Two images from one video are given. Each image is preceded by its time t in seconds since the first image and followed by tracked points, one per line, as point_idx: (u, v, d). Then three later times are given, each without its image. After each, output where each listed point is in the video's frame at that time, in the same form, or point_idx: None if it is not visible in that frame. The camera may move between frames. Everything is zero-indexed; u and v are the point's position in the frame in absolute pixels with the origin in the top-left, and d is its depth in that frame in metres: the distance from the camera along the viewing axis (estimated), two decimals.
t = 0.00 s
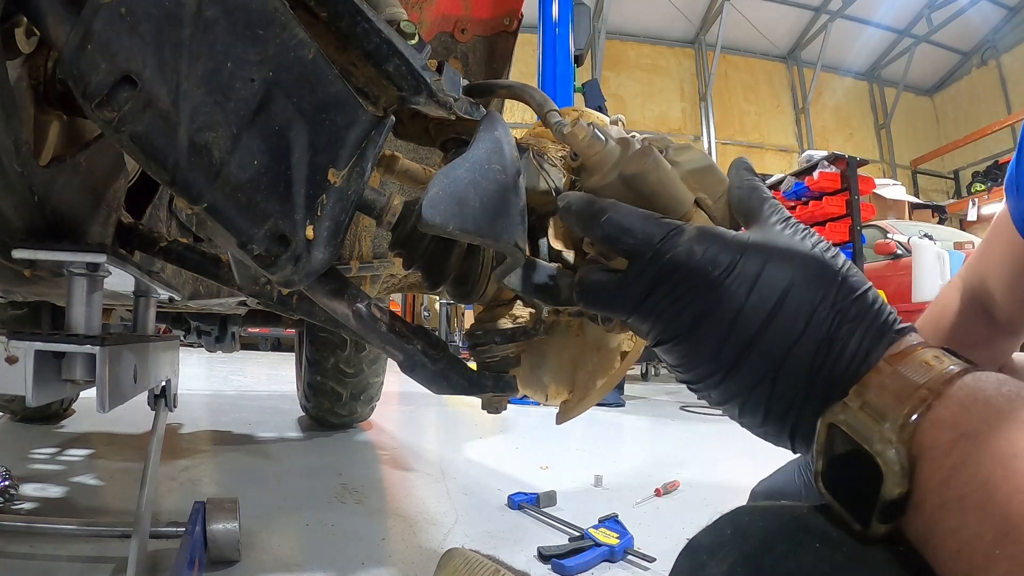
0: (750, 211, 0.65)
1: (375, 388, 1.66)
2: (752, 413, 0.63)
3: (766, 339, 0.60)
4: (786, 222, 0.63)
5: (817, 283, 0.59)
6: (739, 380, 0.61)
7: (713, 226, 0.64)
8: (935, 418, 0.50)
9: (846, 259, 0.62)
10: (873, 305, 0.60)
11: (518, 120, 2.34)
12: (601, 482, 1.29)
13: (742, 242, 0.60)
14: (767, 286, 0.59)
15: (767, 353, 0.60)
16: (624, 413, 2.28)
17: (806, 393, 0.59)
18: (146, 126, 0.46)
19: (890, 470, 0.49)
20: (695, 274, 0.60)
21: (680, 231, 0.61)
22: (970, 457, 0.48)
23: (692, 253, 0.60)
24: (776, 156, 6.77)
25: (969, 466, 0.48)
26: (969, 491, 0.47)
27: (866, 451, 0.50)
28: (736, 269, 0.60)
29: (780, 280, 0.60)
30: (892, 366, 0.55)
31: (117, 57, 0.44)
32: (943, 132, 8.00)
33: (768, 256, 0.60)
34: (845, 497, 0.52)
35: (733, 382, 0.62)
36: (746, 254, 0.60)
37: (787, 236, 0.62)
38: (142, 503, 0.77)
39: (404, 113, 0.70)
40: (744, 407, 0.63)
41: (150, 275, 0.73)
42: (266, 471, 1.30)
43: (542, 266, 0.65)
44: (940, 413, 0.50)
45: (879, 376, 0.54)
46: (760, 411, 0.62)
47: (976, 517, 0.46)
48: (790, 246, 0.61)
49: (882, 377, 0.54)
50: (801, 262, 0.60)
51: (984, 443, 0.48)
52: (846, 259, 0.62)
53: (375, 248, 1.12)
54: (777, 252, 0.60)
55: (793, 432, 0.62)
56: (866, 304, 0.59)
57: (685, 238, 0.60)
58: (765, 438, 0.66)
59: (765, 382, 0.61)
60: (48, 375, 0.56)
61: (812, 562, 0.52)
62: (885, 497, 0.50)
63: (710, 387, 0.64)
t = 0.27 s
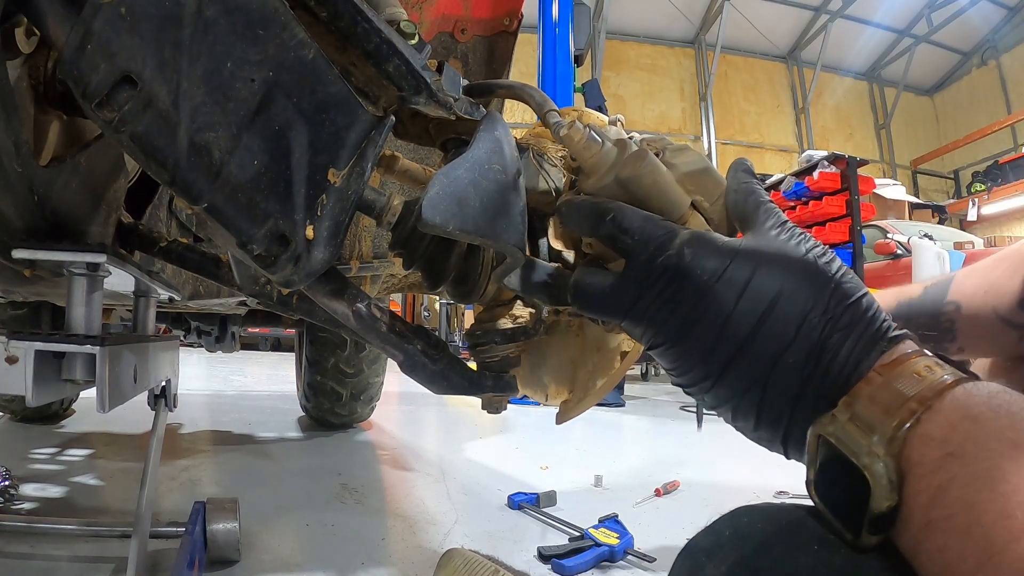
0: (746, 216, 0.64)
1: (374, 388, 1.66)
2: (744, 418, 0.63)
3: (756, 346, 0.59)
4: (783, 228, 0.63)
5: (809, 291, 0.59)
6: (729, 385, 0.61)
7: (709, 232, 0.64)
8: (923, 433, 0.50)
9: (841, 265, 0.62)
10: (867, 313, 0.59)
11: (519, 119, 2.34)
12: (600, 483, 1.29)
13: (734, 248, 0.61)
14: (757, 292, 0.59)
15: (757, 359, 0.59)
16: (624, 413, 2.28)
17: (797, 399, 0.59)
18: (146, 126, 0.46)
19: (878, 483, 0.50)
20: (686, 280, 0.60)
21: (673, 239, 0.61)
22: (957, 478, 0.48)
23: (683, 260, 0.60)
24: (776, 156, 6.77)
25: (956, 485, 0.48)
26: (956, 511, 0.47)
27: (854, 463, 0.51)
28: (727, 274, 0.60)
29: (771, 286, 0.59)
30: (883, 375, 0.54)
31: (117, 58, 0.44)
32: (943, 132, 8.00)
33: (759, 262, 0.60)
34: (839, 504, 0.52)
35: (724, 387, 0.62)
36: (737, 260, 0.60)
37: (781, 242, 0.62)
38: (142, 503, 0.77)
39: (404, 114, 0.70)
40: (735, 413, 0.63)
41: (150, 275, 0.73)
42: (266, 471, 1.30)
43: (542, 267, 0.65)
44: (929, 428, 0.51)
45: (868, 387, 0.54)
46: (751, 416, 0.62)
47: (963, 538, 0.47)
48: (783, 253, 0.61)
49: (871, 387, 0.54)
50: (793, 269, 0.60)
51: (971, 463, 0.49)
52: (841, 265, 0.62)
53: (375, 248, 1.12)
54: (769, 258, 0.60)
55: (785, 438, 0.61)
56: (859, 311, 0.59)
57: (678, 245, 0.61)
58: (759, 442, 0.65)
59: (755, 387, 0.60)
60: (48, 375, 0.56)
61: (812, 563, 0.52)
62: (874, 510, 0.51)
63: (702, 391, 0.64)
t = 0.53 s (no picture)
0: (752, 213, 0.62)
1: (374, 388, 1.66)
2: (749, 419, 0.61)
3: (761, 341, 0.58)
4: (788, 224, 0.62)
5: (814, 285, 0.57)
6: (734, 384, 0.59)
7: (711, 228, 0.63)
8: (938, 408, 0.49)
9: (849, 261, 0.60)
10: (874, 308, 0.57)
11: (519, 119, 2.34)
12: (600, 483, 1.29)
13: (739, 243, 0.60)
14: (763, 286, 0.58)
15: (763, 356, 0.58)
16: (624, 413, 2.28)
17: (803, 397, 0.57)
18: (146, 126, 0.46)
19: (894, 464, 0.47)
20: (692, 274, 0.60)
21: (679, 232, 0.61)
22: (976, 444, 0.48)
23: (689, 254, 0.60)
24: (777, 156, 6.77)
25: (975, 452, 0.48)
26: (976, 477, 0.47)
27: (868, 444, 0.48)
28: (733, 269, 0.59)
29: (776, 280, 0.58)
30: (891, 363, 0.53)
31: (117, 58, 0.44)
32: (944, 133, 8.00)
33: (764, 257, 0.59)
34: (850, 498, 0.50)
35: (728, 386, 0.60)
36: (741, 255, 0.59)
37: (786, 237, 0.60)
38: (142, 503, 0.77)
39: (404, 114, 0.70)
40: (740, 412, 0.61)
41: (150, 275, 0.73)
42: (266, 471, 1.30)
43: (542, 267, 0.65)
44: (942, 404, 0.49)
45: (877, 374, 0.52)
46: (755, 417, 0.60)
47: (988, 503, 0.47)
48: (788, 247, 0.59)
49: (878, 373, 0.52)
50: (798, 263, 0.58)
51: (989, 430, 0.49)
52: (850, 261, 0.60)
53: (375, 247, 1.12)
54: (774, 253, 0.59)
55: (790, 437, 0.59)
56: (868, 306, 0.57)
57: (683, 239, 0.61)
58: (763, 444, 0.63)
59: (759, 386, 0.58)
60: (48, 375, 0.56)
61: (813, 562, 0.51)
62: (889, 494, 0.48)
63: (706, 391, 0.62)
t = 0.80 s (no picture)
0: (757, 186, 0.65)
1: (375, 388, 1.66)
2: (787, 381, 0.62)
3: (796, 302, 0.59)
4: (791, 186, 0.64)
5: (834, 240, 0.60)
6: (773, 345, 0.61)
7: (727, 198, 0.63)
8: (975, 324, 0.50)
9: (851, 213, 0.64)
10: (887, 252, 0.60)
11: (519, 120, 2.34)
12: (600, 483, 1.29)
13: (758, 209, 0.60)
14: (791, 249, 0.59)
15: (799, 316, 0.59)
16: (624, 414, 2.28)
17: (839, 347, 0.59)
18: (146, 126, 0.46)
19: (944, 386, 0.48)
20: (720, 246, 0.59)
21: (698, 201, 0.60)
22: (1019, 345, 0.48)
23: (715, 225, 0.59)
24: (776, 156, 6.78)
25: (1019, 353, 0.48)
26: None
27: (914, 370, 0.50)
28: (759, 237, 0.59)
29: (799, 241, 0.59)
30: (919, 298, 0.55)
31: (117, 57, 0.44)
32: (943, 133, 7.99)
33: (784, 222, 0.60)
34: (901, 436, 0.51)
35: (768, 350, 0.61)
36: (763, 222, 0.60)
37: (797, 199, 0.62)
38: (142, 503, 0.78)
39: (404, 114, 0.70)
40: (779, 375, 0.62)
41: (150, 275, 0.73)
42: (266, 471, 1.30)
43: (541, 268, 0.65)
44: (981, 321, 0.50)
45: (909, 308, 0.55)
46: (795, 376, 0.62)
47: None
48: (803, 208, 0.61)
49: (909, 309, 0.54)
50: (815, 222, 0.61)
51: None
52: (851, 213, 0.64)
53: (375, 248, 1.12)
54: (792, 217, 0.60)
55: (831, 393, 0.61)
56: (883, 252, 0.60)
57: (705, 209, 0.59)
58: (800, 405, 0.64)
59: (799, 346, 0.60)
60: (48, 376, 0.56)
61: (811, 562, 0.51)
62: (941, 416, 0.49)
63: (744, 360, 0.63)
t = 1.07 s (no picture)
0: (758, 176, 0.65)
1: (375, 388, 1.66)
2: (806, 359, 0.62)
3: (815, 281, 0.59)
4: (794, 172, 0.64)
5: (845, 220, 0.60)
6: (794, 330, 0.61)
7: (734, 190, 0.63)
8: (983, 301, 0.51)
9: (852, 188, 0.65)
10: (896, 228, 0.61)
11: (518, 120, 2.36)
12: (601, 483, 1.29)
13: (768, 199, 0.61)
14: (805, 235, 0.59)
15: (819, 295, 0.59)
16: (624, 414, 2.28)
17: (857, 329, 0.59)
18: (147, 126, 0.46)
19: (956, 363, 0.48)
20: (736, 237, 0.59)
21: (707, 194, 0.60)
22: None
23: (729, 218, 0.59)
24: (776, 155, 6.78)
25: None
26: None
27: (929, 350, 0.49)
28: (773, 227, 0.59)
29: (812, 225, 0.60)
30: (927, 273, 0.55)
31: (117, 57, 0.44)
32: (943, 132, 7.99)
33: (795, 209, 0.60)
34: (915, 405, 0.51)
35: (788, 330, 0.61)
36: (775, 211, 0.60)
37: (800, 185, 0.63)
38: (142, 503, 0.77)
39: (404, 114, 0.70)
40: (800, 353, 0.62)
41: (150, 275, 0.73)
42: (266, 471, 1.30)
43: (541, 269, 0.65)
44: (988, 300, 0.51)
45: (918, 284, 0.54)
46: (815, 354, 0.61)
47: None
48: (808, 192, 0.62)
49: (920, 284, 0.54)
50: (823, 205, 0.61)
51: None
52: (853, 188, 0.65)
53: (375, 248, 1.12)
54: (801, 204, 0.61)
55: (850, 369, 0.61)
56: (888, 226, 0.61)
57: (719, 203, 0.59)
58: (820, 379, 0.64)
59: (820, 325, 0.59)
60: (48, 376, 0.56)
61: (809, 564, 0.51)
62: (954, 389, 0.48)
63: (765, 343, 0.63)
